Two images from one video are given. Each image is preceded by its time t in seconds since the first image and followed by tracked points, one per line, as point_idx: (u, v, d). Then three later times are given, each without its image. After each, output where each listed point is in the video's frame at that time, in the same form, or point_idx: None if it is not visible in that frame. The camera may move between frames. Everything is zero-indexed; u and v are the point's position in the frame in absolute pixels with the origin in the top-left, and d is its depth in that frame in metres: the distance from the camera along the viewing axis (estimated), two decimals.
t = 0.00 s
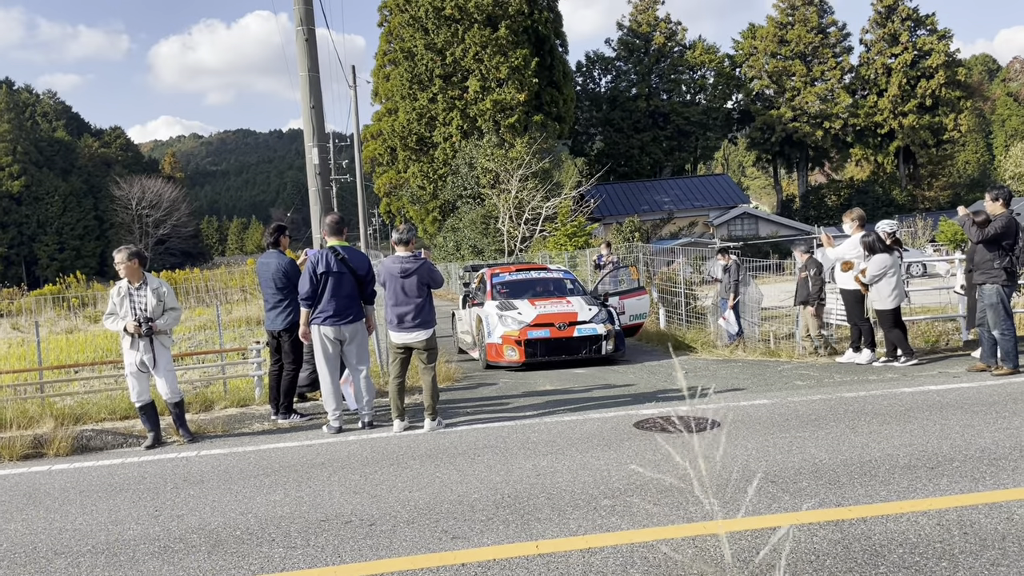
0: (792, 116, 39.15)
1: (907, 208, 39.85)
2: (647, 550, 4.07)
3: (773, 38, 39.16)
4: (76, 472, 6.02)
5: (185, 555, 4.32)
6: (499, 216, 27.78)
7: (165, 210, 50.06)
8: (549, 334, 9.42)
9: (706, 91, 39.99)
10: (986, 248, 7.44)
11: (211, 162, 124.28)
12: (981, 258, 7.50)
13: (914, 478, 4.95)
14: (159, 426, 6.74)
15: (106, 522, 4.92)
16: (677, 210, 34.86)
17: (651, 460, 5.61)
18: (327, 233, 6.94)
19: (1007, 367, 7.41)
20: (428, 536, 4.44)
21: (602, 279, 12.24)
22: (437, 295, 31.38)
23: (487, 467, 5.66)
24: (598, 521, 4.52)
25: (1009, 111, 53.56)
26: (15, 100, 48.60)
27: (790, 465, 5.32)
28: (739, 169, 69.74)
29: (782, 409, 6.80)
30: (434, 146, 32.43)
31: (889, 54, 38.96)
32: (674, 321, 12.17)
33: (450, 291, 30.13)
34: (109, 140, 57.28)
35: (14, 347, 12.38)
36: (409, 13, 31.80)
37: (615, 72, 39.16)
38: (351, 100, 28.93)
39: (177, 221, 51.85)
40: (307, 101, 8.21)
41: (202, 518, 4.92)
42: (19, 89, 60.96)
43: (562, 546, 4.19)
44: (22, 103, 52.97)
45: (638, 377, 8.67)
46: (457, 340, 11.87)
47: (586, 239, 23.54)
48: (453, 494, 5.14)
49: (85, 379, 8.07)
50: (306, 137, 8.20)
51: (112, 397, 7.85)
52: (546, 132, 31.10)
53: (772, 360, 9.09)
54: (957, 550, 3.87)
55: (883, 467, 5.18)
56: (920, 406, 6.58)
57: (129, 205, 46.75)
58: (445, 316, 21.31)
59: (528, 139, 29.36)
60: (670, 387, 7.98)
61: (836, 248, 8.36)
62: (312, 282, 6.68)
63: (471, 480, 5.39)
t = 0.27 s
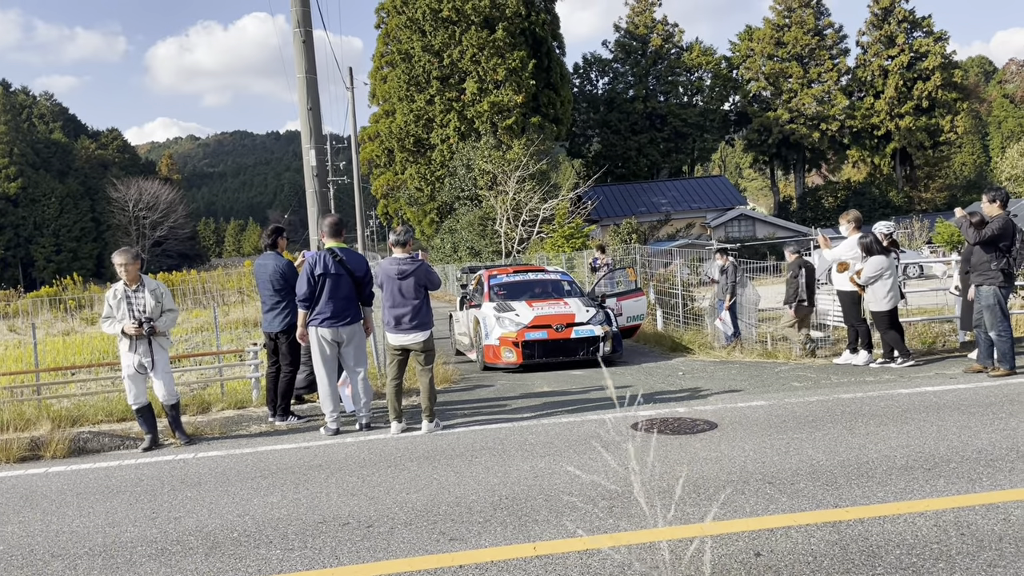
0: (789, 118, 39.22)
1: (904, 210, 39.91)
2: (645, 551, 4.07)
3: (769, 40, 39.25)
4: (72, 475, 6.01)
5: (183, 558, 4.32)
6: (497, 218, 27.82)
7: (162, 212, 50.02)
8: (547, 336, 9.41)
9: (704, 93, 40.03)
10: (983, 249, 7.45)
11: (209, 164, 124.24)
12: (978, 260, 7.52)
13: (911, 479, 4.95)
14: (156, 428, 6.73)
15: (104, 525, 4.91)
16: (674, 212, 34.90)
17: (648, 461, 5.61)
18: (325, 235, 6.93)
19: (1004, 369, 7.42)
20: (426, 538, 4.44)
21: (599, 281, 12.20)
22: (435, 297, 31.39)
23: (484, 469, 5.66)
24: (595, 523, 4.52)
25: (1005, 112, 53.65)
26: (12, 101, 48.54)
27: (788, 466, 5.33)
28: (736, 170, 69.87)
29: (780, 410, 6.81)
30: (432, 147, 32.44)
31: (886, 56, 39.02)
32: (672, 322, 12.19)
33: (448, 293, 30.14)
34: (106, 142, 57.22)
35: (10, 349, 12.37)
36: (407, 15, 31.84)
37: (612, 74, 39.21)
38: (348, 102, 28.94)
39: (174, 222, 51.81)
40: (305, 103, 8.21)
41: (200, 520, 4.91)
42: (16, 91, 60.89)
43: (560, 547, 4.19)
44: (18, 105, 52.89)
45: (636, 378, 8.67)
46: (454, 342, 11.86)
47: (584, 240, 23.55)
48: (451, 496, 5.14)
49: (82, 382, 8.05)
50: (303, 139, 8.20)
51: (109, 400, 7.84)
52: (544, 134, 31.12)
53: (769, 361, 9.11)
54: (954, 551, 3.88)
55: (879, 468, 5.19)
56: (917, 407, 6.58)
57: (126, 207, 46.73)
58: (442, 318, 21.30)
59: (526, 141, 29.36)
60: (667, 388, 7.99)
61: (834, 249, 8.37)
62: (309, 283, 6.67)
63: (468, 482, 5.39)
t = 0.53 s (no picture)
0: (787, 119, 39.27)
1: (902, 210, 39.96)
2: (644, 552, 4.08)
3: (768, 41, 39.33)
4: (71, 476, 6.01)
5: (183, 559, 4.32)
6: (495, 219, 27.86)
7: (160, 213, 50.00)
8: (546, 337, 9.42)
9: (702, 94, 40.06)
10: (982, 250, 7.46)
11: (207, 165, 124.21)
12: (976, 261, 7.53)
13: (910, 479, 4.96)
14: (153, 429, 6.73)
15: (103, 526, 4.91)
16: (673, 212, 34.93)
17: (647, 462, 5.62)
18: (325, 236, 6.93)
19: (1001, 369, 7.43)
20: (425, 538, 4.44)
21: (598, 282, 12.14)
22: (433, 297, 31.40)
23: (484, 470, 5.66)
24: (594, 524, 4.52)
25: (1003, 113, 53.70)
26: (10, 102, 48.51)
27: (786, 467, 5.33)
28: (734, 171, 69.92)
29: (778, 410, 6.82)
30: (431, 148, 32.45)
31: (884, 57, 39.04)
32: (670, 323, 12.20)
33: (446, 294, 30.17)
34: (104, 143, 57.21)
35: (9, 351, 12.34)
36: (405, 16, 31.85)
37: (611, 75, 39.24)
38: (347, 103, 28.96)
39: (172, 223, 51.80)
40: (303, 104, 8.20)
41: (199, 522, 4.91)
42: (14, 92, 60.84)
43: (560, 548, 4.20)
44: (17, 106, 52.82)
45: (634, 379, 8.68)
46: (452, 343, 11.86)
47: (582, 241, 23.56)
48: (450, 496, 5.14)
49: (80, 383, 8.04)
50: (302, 140, 8.19)
51: (107, 401, 7.83)
52: (542, 134, 31.14)
53: (767, 362, 9.11)
54: (953, 551, 3.88)
55: (878, 469, 5.20)
56: (915, 408, 6.59)
57: (124, 208, 46.73)
58: (440, 319, 21.31)
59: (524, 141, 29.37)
60: (666, 389, 7.99)
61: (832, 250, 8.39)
62: (309, 284, 6.66)
63: (467, 482, 5.39)
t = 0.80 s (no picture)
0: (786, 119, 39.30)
1: (901, 211, 39.98)
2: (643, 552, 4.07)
3: (766, 42, 39.40)
4: (69, 476, 6.01)
5: (182, 559, 4.32)
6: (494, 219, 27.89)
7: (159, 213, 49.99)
8: (545, 338, 9.42)
9: (700, 94, 40.08)
10: (979, 251, 7.47)
11: (206, 165, 124.17)
12: (975, 261, 7.53)
13: (909, 480, 4.96)
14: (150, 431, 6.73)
15: (102, 527, 4.90)
16: (672, 213, 34.96)
17: (645, 462, 5.62)
18: (324, 236, 6.93)
19: (1000, 369, 7.45)
20: (424, 539, 4.44)
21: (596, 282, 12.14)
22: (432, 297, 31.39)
23: (483, 470, 5.66)
24: (593, 524, 4.53)
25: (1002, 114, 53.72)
26: (9, 102, 48.48)
27: (785, 467, 5.34)
28: (733, 172, 69.95)
29: (777, 411, 6.82)
30: (429, 149, 32.47)
31: (882, 57, 39.05)
32: (669, 324, 12.21)
33: (445, 294, 30.18)
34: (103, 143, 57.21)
35: (8, 351, 12.35)
36: (404, 17, 31.87)
37: (609, 75, 39.26)
38: (346, 103, 28.97)
39: (171, 224, 51.79)
40: (302, 105, 8.20)
41: (198, 522, 4.91)
42: (13, 92, 60.82)
43: (559, 548, 4.20)
44: (16, 107, 52.79)
45: (633, 379, 8.68)
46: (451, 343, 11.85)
47: (581, 242, 23.57)
48: (449, 497, 5.14)
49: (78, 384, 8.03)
50: (301, 140, 8.19)
51: (106, 401, 7.83)
52: (541, 135, 31.16)
53: (767, 362, 9.11)
54: (951, 551, 3.89)
55: (877, 469, 5.20)
56: (914, 408, 6.59)
57: (123, 209, 46.71)
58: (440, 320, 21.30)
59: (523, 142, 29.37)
60: (665, 390, 7.99)
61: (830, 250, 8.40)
62: (308, 284, 6.66)
63: (467, 483, 5.39)
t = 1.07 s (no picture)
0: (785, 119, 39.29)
1: (901, 211, 40.00)
2: (642, 552, 4.08)
3: (766, 42, 39.43)
4: (68, 477, 6.01)
5: (182, 559, 4.32)
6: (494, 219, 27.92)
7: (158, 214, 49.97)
8: (544, 338, 9.42)
9: (700, 95, 40.07)
10: (977, 250, 7.46)
11: (205, 166, 124.13)
12: (971, 261, 7.53)
13: (908, 479, 4.96)
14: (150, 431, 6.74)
15: (102, 527, 4.90)
16: (671, 213, 34.98)
17: (645, 462, 5.62)
18: (324, 236, 6.93)
19: (999, 369, 7.47)
20: (423, 539, 4.44)
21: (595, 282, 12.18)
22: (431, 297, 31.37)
23: (482, 470, 5.66)
24: (592, 523, 4.53)
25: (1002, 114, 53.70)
26: (8, 102, 48.45)
27: (784, 467, 5.34)
28: (732, 172, 69.92)
29: (777, 411, 6.82)
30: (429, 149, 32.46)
31: (881, 57, 39.05)
32: (669, 324, 12.21)
33: (445, 294, 30.17)
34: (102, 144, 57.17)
35: (7, 352, 12.35)
36: (403, 17, 31.86)
37: (609, 75, 39.25)
38: (345, 103, 28.97)
39: (170, 224, 51.76)
40: (301, 105, 8.20)
41: (198, 522, 4.90)
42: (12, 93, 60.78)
43: (558, 548, 4.19)
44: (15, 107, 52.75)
45: (633, 379, 8.68)
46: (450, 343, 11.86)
47: (580, 242, 23.57)
48: (449, 497, 5.14)
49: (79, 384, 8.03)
50: (300, 140, 8.18)
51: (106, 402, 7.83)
52: (540, 135, 31.16)
53: (766, 362, 9.12)
54: (950, 551, 3.89)
55: (876, 469, 5.20)
56: (913, 408, 6.60)
57: (122, 209, 46.70)
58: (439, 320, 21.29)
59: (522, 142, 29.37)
60: (665, 390, 7.99)
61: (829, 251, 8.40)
62: (307, 284, 6.65)
63: (467, 483, 5.39)
